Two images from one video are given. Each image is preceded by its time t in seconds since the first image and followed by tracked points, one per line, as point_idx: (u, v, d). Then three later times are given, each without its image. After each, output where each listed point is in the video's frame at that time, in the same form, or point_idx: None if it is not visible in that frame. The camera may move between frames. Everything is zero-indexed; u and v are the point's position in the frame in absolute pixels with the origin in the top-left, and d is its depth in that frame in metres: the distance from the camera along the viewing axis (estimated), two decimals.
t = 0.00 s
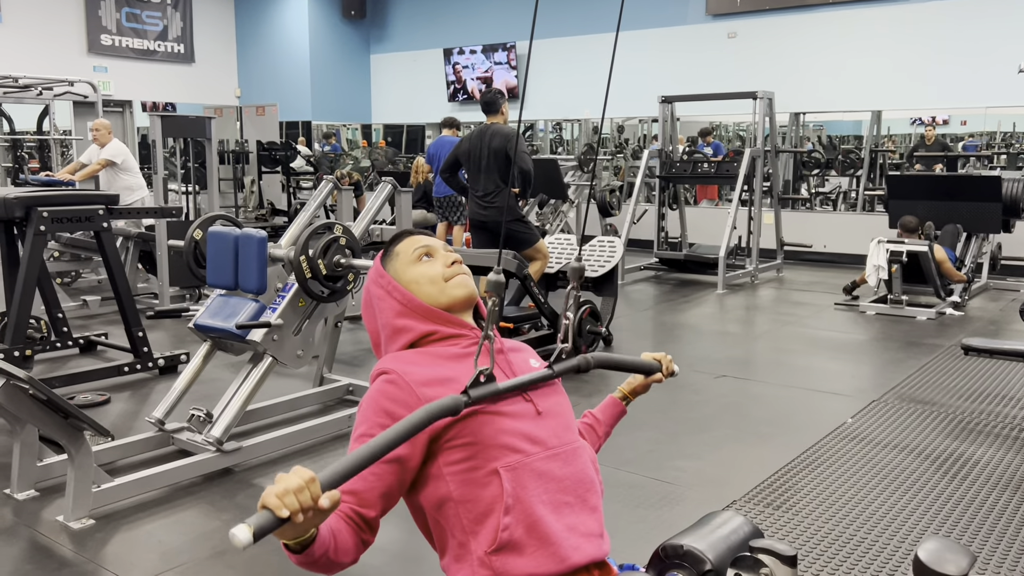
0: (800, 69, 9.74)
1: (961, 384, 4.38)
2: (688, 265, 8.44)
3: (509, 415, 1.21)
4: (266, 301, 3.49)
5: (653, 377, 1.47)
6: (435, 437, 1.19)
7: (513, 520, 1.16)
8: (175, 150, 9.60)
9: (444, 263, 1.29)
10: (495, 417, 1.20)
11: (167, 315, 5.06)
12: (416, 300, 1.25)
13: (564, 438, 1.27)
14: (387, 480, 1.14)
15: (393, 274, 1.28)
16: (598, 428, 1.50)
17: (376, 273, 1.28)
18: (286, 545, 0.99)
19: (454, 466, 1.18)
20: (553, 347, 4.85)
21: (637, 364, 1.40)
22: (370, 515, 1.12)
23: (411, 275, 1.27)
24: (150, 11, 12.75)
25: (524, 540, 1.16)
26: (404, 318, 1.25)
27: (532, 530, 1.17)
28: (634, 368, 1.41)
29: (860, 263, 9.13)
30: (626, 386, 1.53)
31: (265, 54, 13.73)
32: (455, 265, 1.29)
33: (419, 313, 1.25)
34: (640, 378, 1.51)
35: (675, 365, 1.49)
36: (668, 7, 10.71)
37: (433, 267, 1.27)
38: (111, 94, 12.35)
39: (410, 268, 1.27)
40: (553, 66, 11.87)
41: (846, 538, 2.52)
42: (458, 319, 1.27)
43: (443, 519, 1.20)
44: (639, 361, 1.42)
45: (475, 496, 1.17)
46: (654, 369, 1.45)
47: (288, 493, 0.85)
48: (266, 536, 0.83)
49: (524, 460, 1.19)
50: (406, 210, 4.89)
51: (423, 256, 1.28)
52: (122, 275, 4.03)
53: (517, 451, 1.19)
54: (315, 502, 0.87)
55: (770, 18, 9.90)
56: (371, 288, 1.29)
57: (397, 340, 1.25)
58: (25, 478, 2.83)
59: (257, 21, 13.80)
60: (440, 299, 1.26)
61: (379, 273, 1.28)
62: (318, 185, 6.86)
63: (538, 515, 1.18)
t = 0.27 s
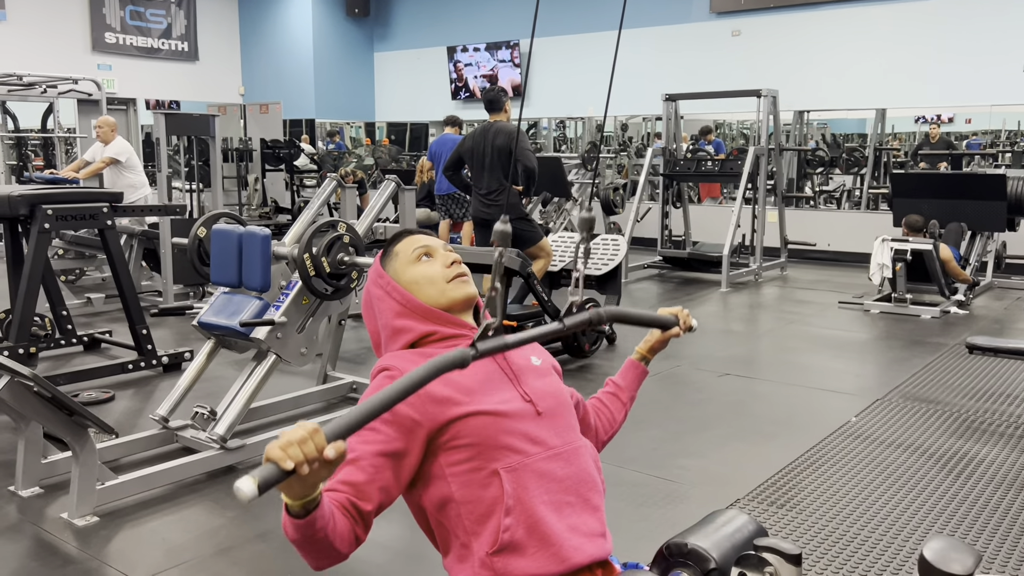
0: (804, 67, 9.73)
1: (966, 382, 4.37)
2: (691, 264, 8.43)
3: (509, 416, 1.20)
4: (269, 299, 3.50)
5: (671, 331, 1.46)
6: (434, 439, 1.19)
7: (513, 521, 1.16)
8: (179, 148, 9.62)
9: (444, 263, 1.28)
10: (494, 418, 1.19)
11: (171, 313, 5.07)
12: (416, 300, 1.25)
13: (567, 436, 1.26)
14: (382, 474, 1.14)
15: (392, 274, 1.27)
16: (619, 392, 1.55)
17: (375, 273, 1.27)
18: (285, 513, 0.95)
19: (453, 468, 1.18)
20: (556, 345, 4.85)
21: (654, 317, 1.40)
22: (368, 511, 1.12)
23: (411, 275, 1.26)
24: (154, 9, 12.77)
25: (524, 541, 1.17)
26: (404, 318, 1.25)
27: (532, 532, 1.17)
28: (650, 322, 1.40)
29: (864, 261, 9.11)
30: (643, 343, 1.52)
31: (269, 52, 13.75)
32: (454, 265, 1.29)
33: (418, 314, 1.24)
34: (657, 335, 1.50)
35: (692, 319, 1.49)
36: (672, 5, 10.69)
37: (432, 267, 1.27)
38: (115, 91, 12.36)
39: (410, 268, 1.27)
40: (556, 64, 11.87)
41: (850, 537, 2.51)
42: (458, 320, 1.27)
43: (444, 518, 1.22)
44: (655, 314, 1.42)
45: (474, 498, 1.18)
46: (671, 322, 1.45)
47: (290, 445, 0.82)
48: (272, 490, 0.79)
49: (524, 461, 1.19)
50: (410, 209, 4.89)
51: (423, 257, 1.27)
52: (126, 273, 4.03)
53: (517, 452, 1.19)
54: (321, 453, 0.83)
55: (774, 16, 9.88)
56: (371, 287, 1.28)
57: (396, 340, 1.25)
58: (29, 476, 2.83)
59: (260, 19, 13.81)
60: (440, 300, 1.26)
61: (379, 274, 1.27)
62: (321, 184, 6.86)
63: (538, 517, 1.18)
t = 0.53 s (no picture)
0: (809, 65, 9.70)
1: (971, 381, 4.35)
2: (696, 262, 8.41)
3: (518, 407, 1.20)
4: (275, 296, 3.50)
5: (700, 194, 1.44)
6: (443, 417, 1.17)
7: (519, 512, 1.17)
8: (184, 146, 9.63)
9: (453, 258, 1.24)
10: (504, 408, 1.19)
11: (176, 311, 5.08)
12: (426, 296, 1.23)
13: (575, 429, 1.26)
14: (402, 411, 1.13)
15: (401, 270, 1.25)
16: (655, 270, 1.54)
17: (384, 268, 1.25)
18: (303, 298, 0.96)
19: (461, 448, 1.17)
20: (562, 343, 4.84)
21: (686, 172, 1.36)
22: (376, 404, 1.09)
23: (420, 270, 1.24)
24: (159, 7, 12.77)
25: (530, 533, 1.17)
26: (413, 314, 1.24)
27: (538, 526, 1.18)
28: (683, 179, 1.38)
29: (869, 260, 9.08)
30: (671, 210, 1.50)
31: (274, 50, 13.76)
32: (464, 260, 1.25)
33: (428, 309, 1.23)
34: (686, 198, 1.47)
35: (721, 182, 1.47)
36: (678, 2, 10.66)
37: (441, 262, 1.23)
38: (120, 89, 12.37)
39: (418, 263, 1.24)
40: (561, 62, 11.84)
41: (856, 536, 2.51)
42: (468, 315, 1.25)
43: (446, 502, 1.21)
44: (687, 173, 1.39)
45: (479, 485, 1.17)
46: (700, 183, 1.42)
47: (318, 199, 0.82)
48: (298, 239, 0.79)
49: (530, 453, 1.18)
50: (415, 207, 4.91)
51: (432, 251, 1.24)
52: (131, 270, 4.04)
53: (523, 444, 1.18)
54: (352, 214, 0.84)
55: (780, 13, 9.84)
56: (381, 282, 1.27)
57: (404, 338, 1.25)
58: (35, 473, 2.84)
59: (265, 16, 13.81)
60: (450, 296, 1.24)
61: (388, 269, 1.26)
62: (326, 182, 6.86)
63: (545, 510, 1.18)
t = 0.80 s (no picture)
0: (815, 63, 9.68)
1: (977, 380, 4.34)
2: (701, 261, 8.41)
3: (555, 381, 1.14)
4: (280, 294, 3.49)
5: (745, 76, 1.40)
6: (485, 366, 1.09)
7: (548, 484, 1.11)
8: (190, 144, 9.66)
9: (479, 241, 1.21)
10: (540, 379, 1.13)
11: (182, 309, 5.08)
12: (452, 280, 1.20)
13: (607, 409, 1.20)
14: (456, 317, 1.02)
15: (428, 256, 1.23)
16: (690, 151, 1.47)
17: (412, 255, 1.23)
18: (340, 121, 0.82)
19: (501, 404, 1.10)
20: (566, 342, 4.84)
21: (732, 46, 1.32)
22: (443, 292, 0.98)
23: (446, 256, 1.21)
24: (165, 5, 12.78)
25: (557, 507, 1.13)
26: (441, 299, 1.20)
27: (564, 501, 1.13)
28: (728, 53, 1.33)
29: (874, 258, 9.08)
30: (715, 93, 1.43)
31: (278, 48, 13.78)
32: (490, 244, 1.22)
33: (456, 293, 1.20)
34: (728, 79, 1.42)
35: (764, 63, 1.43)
36: None
37: (467, 246, 1.21)
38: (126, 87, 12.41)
39: (444, 249, 1.22)
40: (566, 60, 11.85)
41: (864, 536, 2.50)
42: (498, 297, 1.21)
43: (473, 455, 1.14)
44: (732, 50, 1.34)
45: (510, 448, 1.12)
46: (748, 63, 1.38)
47: None
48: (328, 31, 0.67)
49: (561, 428, 1.13)
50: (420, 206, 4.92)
51: (456, 236, 1.22)
52: (137, 268, 4.04)
53: (554, 420, 1.13)
54: (385, 14, 0.71)
55: (785, 11, 9.82)
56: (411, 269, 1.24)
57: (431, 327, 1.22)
58: (41, 470, 2.85)
59: (270, 14, 13.82)
60: (479, 279, 1.20)
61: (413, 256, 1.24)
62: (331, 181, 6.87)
63: (572, 486, 1.13)
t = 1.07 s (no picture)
0: (820, 61, 9.65)
1: (983, 379, 4.32)
2: (706, 259, 8.39)
3: (567, 374, 1.13)
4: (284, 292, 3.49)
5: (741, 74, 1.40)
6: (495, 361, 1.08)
7: (558, 479, 1.10)
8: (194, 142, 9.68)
9: (496, 237, 1.20)
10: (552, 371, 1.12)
11: (186, 306, 5.09)
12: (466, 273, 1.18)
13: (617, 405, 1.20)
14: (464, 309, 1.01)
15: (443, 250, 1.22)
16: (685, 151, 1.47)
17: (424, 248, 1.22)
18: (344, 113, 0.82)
19: (512, 399, 1.10)
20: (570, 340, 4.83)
21: (730, 47, 1.33)
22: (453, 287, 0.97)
23: (463, 248, 1.20)
24: (170, 3, 12.79)
25: (567, 502, 1.11)
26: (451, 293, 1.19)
27: (575, 497, 1.12)
28: (724, 55, 1.34)
29: (879, 257, 9.05)
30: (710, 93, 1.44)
31: (283, 46, 13.79)
32: (507, 240, 1.20)
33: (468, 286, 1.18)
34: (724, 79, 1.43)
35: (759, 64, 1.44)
36: None
37: (484, 240, 1.20)
38: (130, 85, 12.43)
39: (461, 241, 1.20)
40: (570, 58, 11.83)
41: (868, 535, 2.49)
42: (510, 293, 1.19)
43: (481, 454, 1.13)
44: (728, 51, 1.35)
45: (521, 443, 1.11)
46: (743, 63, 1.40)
47: None
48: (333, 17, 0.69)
49: (573, 422, 1.13)
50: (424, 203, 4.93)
51: (474, 230, 1.21)
52: (141, 266, 4.05)
53: (566, 414, 1.12)
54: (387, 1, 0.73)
55: (790, 9, 9.79)
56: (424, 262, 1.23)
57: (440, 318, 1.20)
58: (46, 467, 2.85)
59: (275, 12, 13.83)
60: (492, 273, 1.19)
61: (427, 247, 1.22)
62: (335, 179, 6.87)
63: (582, 482, 1.13)
